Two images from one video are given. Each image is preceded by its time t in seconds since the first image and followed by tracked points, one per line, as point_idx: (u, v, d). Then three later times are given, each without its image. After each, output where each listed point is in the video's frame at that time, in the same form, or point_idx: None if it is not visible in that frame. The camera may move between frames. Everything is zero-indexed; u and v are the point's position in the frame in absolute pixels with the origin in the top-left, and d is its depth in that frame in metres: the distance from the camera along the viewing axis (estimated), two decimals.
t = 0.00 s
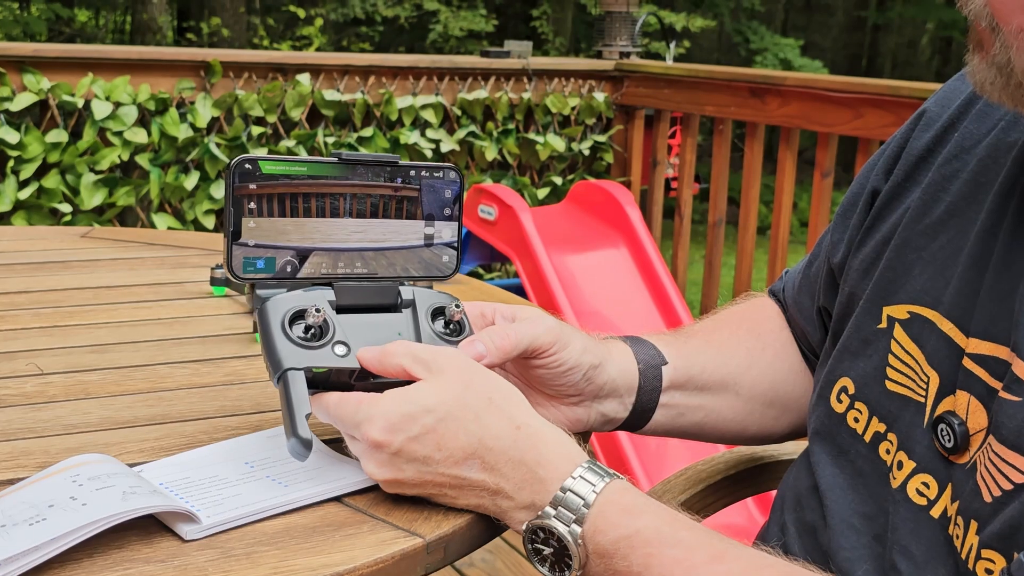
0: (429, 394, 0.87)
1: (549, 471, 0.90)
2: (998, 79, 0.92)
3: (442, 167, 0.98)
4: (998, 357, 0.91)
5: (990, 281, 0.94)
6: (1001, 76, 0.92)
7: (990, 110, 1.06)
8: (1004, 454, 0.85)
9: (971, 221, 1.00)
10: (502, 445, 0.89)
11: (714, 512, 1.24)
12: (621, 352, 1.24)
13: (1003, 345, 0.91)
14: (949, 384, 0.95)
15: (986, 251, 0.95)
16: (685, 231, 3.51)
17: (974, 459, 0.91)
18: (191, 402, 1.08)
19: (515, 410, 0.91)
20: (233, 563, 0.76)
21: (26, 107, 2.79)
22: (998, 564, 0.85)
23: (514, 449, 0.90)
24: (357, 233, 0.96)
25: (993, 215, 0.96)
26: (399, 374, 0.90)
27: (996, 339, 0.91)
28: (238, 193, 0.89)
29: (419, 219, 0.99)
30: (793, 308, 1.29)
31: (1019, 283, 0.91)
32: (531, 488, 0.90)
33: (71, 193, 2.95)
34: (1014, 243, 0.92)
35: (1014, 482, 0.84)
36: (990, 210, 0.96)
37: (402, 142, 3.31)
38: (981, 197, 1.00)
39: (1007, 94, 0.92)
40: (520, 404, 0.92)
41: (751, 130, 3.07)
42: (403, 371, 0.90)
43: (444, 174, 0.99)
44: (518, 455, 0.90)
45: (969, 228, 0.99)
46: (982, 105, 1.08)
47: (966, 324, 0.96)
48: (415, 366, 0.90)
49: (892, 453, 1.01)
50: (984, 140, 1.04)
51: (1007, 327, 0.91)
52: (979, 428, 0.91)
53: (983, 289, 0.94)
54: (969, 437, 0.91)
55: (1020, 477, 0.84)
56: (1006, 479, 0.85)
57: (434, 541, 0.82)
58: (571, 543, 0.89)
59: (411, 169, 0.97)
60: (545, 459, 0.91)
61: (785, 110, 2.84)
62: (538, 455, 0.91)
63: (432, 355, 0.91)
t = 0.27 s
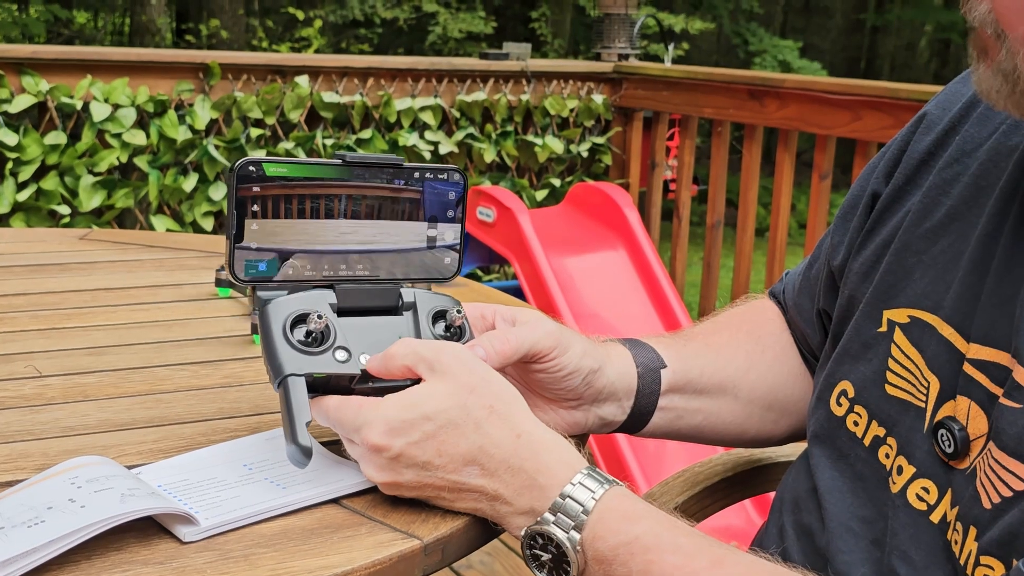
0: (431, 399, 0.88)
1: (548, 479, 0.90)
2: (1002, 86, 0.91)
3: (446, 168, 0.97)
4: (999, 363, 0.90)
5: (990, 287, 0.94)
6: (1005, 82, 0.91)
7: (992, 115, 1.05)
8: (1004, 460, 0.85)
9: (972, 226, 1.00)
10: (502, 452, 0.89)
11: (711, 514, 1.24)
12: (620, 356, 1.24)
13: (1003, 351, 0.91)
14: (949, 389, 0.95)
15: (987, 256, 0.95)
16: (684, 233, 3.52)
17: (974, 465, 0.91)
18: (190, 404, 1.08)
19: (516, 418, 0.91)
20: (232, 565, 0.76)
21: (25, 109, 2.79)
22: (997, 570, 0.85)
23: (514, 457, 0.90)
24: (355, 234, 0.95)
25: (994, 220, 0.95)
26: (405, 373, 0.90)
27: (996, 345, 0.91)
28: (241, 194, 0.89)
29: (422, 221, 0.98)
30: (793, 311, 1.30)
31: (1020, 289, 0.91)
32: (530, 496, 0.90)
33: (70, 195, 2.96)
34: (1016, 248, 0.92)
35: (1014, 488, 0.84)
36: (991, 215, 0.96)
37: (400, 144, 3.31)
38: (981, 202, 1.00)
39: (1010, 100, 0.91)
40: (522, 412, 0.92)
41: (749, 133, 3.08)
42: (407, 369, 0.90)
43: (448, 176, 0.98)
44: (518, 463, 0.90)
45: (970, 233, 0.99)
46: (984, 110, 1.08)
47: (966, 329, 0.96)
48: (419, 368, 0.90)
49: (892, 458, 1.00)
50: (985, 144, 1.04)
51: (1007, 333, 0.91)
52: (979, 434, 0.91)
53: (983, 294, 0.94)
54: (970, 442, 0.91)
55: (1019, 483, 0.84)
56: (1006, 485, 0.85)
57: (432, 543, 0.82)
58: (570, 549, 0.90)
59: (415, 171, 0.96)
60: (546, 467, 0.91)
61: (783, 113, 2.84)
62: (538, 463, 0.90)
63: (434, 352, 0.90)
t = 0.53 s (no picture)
0: (429, 400, 0.88)
1: (547, 480, 0.90)
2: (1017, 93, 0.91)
3: (442, 168, 0.98)
4: (999, 366, 0.91)
5: (990, 290, 0.94)
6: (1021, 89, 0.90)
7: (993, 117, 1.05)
8: (1004, 463, 0.85)
9: (973, 228, 1.00)
10: (500, 454, 0.89)
11: (710, 514, 1.24)
12: (620, 355, 1.25)
13: (1004, 353, 0.91)
14: (949, 392, 0.96)
15: (987, 259, 0.95)
16: (682, 233, 3.52)
17: (974, 467, 0.91)
18: (189, 404, 1.08)
19: (514, 419, 0.91)
20: (231, 564, 0.77)
21: (23, 109, 2.80)
22: (996, 571, 0.85)
23: (512, 457, 0.90)
24: (352, 234, 0.95)
25: (994, 223, 0.95)
26: (403, 371, 0.90)
27: (997, 348, 0.91)
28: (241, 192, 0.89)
29: (418, 220, 0.98)
30: (794, 311, 1.30)
31: (1021, 292, 0.91)
32: (528, 496, 0.90)
33: (68, 195, 2.97)
34: (1016, 250, 0.92)
35: (1014, 491, 0.84)
36: (991, 217, 0.96)
37: (399, 145, 3.32)
38: (981, 204, 1.00)
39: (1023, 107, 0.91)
40: (520, 414, 0.92)
41: (747, 133, 3.08)
42: (405, 368, 0.90)
43: (444, 175, 0.98)
44: (517, 464, 0.90)
45: (970, 235, 1.00)
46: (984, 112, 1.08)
47: (967, 332, 0.96)
48: (417, 366, 0.90)
49: (892, 459, 1.01)
50: (986, 146, 1.04)
51: (1007, 335, 0.91)
52: (979, 436, 0.91)
53: (984, 297, 0.94)
54: (970, 444, 0.92)
55: (1019, 486, 0.84)
56: (1006, 487, 0.86)
57: (431, 541, 0.83)
58: (568, 549, 0.90)
59: (410, 170, 0.96)
60: (543, 468, 0.91)
61: (781, 113, 2.84)
62: (536, 464, 0.91)
63: (434, 351, 0.90)
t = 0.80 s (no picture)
0: (425, 404, 0.88)
1: (544, 484, 0.91)
2: None
3: (440, 169, 0.97)
4: (999, 368, 0.91)
5: (991, 292, 0.94)
6: None
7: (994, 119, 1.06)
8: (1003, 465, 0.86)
9: (973, 230, 1.00)
10: (497, 457, 0.89)
11: (709, 514, 1.25)
12: (619, 355, 1.25)
13: (1003, 355, 0.91)
14: (949, 393, 0.96)
15: (987, 261, 0.95)
16: (681, 234, 3.53)
17: (974, 469, 0.91)
18: (189, 405, 1.08)
19: (512, 422, 0.91)
20: (231, 564, 0.77)
21: (22, 111, 2.80)
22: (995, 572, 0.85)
23: (509, 461, 0.90)
24: (351, 235, 0.95)
25: (995, 224, 0.96)
26: (393, 370, 0.90)
27: (997, 350, 0.91)
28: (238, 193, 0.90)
29: (416, 221, 0.98)
30: (794, 312, 1.30)
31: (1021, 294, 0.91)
32: (525, 499, 0.90)
33: (67, 196, 2.97)
34: (1016, 253, 0.92)
35: (1013, 493, 0.85)
36: (991, 219, 0.96)
37: (398, 146, 3.32)
38: (982, 206, 1.00)
39: None
40: (517, 416, 0.92)
41: (746, 135, 3.08)
42: (395, 368, 0.89)
43: (443, 176, 0.98)
44: (514, 468, 0.90)
45: (970, 237, 1.00)
46: (985, 113, 1.08)
47: (967, 334, 0.96)
48: (409, 369, 0.89)
49: (891, 460, 1.01)
50: (987, 148, 1.04)
51: (1008, 337, 0.91)
52: (979, 438, 0.91)
53: (984, 299, 0.94)
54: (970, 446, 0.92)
55: (1019, 487, 0.84)
56: (1005, 489, 0.86)
57: (431, 542, 0.83)
58: (566, 552, 0.90)
59: (408, 171, 0.95)
60: (539, 473, 0.91)
61: (779, 114, 2.85)
62: (533, 467, 0.91)
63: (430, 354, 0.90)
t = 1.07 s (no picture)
0: (425, 404, 0.88)
1: (545, 482, 0.91)
2: None
3: (443, 168, 0.97)
4: (1003, 368, 0.91)
5: (995, 293, 0.94)
6: None
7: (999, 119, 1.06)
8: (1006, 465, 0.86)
9: (977, 230, 1.00)
10: (498, 456, 0.89)
11: (709, 513, 1.25)
12: (619, 355, 1.25)
13: (1007, 357, 0.91)
14: (953, 394, 0.96)
15: (991, 262, 0.95)
16: (681, 234, 3.53)
17: (976, 469, 0.91)
18: (189, 404, 1.08)
19: (512, 421, 0.91)
20: (231, 563, 0.77)
21: (21, 110, 2.80)
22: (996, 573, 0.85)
23: (510, 460, 0.90)
24: (355, 235, 0.95)
25: (999, 225, 0.96)
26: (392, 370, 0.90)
27: (1001, 351, 0.92)
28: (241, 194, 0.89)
29: (419, 220, 0.98)
30: (797, 311, 1.30)
31: None
32: (527, 496, 0.90)
33: (67, 196, 2.97)
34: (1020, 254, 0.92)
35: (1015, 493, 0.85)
36: (995, 220, 0.96)
37: (397, 146, 3.32)
38: (986, 206, 1.00)
39: None
40: (518, 416, 0.92)
41: (746, 134, 3.08)
42: (395, 367, 0.90)
43: (445, 175, 0.97)
44: (514, 466, 0.90)
45: (974, 237, 1.00)
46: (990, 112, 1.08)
47: (971, 334, 0.96)
48: (409, 368, 0.89)
49: (893, 460, 1.01)
50: (992, 148, 1.04)
51: (1011, 338, 0.91)
52: (982, 438, 0.91)
53: (988, 300, 0.94)
54: (972, 447, 0.92)
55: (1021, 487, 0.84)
56: (1008, 490, 0.86)
57: (430, 541, 0.83)
58: (566, 551, 0.90)
59: (412, 170, 0.95)
60: (540, 471, 0.91)
61: (780, 113, 2.85)
62: (534, 466, 0.91)
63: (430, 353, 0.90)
